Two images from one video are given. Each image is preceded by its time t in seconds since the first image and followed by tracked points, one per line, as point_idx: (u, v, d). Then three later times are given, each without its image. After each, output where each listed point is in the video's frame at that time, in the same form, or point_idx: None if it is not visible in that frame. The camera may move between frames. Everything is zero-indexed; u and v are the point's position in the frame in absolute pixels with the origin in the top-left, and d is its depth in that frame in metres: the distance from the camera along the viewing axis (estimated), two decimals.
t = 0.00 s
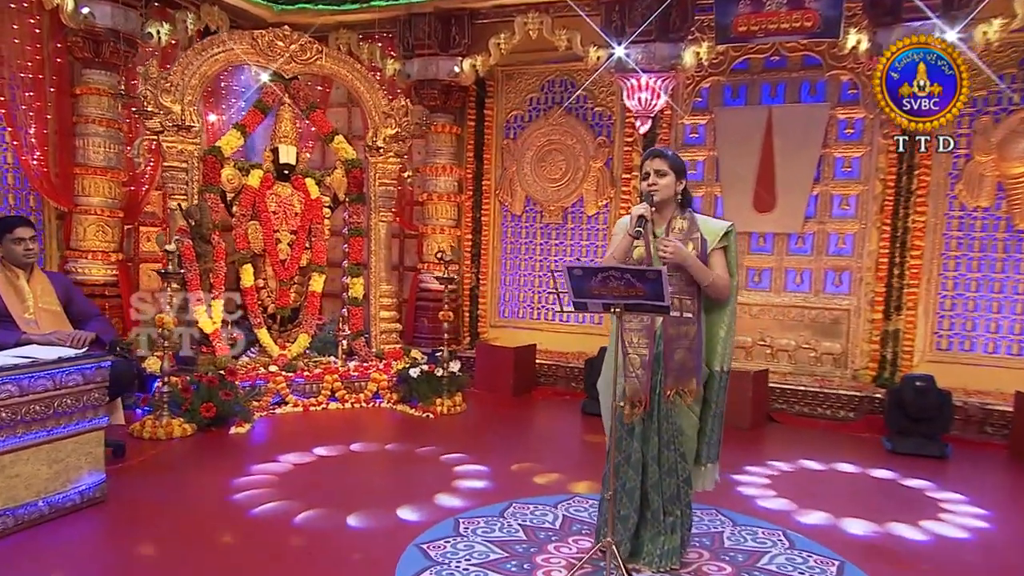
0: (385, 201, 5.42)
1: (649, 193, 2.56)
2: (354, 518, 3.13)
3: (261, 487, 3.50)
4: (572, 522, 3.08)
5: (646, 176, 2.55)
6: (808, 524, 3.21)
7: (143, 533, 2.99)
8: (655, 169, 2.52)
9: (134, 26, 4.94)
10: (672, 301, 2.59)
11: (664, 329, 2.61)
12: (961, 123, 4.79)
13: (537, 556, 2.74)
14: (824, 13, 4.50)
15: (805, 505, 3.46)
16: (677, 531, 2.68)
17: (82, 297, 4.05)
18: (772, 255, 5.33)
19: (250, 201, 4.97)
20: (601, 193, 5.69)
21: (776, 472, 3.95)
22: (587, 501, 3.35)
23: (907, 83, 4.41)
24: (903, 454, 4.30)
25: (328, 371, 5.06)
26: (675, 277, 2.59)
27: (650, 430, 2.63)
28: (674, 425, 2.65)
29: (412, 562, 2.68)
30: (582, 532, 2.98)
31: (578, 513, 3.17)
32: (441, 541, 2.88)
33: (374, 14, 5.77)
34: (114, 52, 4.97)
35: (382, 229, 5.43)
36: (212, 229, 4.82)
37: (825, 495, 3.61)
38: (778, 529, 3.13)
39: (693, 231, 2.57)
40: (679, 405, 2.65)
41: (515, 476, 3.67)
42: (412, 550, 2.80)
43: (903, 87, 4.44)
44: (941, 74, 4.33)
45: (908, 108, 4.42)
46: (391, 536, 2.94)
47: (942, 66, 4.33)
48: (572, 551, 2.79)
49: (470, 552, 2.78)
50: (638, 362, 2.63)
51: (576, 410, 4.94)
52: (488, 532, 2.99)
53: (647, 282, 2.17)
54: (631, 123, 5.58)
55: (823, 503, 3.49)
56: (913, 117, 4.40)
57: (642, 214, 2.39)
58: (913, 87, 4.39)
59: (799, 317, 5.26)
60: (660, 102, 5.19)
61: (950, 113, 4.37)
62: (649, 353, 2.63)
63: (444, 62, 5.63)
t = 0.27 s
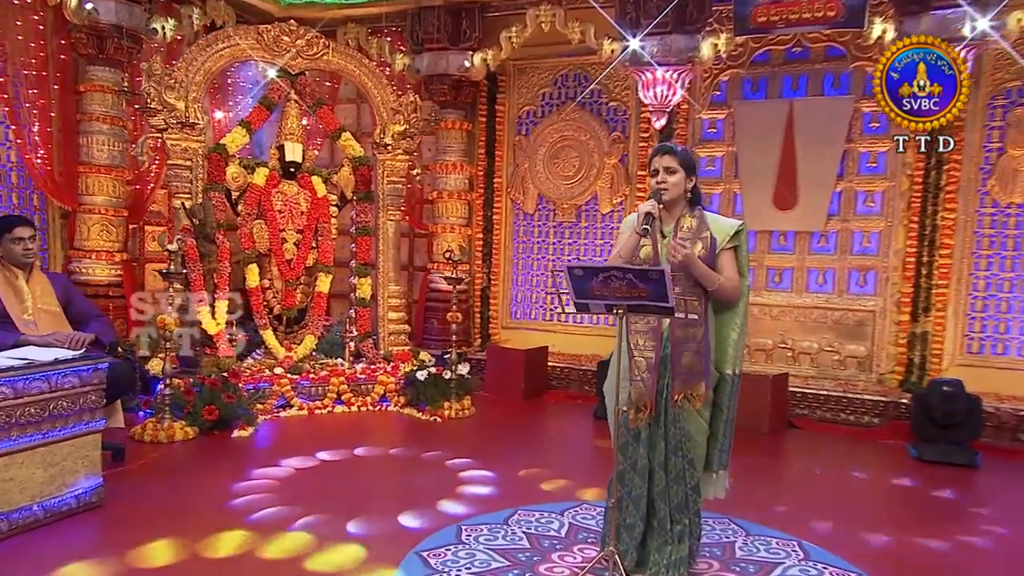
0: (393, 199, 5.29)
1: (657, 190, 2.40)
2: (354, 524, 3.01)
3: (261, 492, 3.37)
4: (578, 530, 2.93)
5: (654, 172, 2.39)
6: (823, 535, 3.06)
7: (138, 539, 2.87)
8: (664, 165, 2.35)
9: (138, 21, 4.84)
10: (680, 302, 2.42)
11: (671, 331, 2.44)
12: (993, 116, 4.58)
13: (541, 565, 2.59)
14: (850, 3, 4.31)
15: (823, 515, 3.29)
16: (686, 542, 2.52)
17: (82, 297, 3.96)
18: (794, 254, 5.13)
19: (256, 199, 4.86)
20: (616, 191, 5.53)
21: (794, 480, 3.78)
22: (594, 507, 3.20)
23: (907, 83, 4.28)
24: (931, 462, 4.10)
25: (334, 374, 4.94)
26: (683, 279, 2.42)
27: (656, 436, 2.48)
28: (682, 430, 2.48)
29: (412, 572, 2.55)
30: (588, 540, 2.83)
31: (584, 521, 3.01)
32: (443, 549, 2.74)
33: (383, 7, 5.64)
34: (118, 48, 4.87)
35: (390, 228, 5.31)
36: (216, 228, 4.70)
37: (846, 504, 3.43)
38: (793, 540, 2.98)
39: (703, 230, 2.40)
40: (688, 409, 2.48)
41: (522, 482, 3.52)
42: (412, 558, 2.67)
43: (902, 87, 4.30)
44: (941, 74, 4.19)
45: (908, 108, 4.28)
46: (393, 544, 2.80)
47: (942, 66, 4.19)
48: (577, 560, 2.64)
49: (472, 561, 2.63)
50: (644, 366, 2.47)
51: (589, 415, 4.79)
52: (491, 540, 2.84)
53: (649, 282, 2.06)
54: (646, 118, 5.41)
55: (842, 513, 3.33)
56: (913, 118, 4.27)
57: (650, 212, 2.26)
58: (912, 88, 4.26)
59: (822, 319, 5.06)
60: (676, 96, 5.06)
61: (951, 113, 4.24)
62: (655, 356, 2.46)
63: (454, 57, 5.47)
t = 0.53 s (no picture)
0: (400, 198, 5.17)
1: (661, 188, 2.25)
2: (350, 531, 2.88)
3: (258, 498, 3.25)
4: (580, 539, 2.78)
5: (658, 169, 2.25)
6: (836, 545, 2.91)
7: (129, 546, 2.76)
8: (669, 162, 2.20)
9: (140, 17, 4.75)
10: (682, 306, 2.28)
11: (676, 335, 2.28)
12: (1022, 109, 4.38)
13: None
14: None
15: (838, 525, 3.13)
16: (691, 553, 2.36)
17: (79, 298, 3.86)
18: (813, 254, 4.95)
19: (259, 198, 4.75)
20: (628, 189, 5.36)
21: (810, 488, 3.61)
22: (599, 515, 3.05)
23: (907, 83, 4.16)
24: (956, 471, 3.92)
25: (337, 377, 4.82)
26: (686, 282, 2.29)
27: (660, 442, 2.30)
28: (687, 437, 2.34)
29: None
30: (591, 550, 2.68)
31: (587, 529, 2.87)
32: (440, 557, 2.61)
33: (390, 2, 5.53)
34: (120, 44, 4.79)
35: (396, 227, 5.18)
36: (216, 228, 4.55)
37: (864, 514, 3.27)
38: (805, 550, 2.83)
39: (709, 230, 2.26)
40: (694, 415, 2.35)
41: (527, 489, 3.38)
42: (409, 567, 2.54)
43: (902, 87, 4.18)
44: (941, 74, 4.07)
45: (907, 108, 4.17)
46: (390, 552, 2.67)
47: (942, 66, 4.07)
48: (578, 571, 2.49)
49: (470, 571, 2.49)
50: (647, 371, 2.30)
51: (600, 420, 4.63)
52: (491, 548, 2.70)
53: (649, 284, 1.91)
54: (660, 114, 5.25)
55: (859, 522, 3.17)
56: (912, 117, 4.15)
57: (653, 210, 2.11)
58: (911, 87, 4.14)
59: (843, 321, 4.88)
60: (690, 91, 4.87)
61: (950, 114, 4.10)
62: (659, 361, 2.29)
63: (461, 52, 5.37)
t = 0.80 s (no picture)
0: (402, 199, 5.06)
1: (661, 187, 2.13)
2: (344, 539, 2.77)
3: (252, 505, 3.15)
4: (581, 548, 2.67)
5: (657, 167, 2.13)
6: (845, 555, 2.78)
7: (118, 554, 2.65)
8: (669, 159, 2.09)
9: (138, 14, 4.67)
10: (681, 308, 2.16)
11: (676, 339, 2.17)
12: None
13: None
14: None
15: (850, 535, 3.00)
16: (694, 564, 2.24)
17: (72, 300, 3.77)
18: (827, 256, 4.81)
19: (258, 199, 4.65)
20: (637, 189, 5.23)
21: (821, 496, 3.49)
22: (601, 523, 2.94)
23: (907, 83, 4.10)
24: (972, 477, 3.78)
25: (338, 381, 4.71)
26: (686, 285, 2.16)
27: (660, 449, 2.19)
28: (688, 443, 2.22)
29: None
30: (592, 559, 2.58)
31: (588, 538, 2.75)
32: (435, 566, 2.50)
33: None
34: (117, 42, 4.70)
35: (398, 229, 5.07)
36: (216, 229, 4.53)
37: (878, 523, 3.14)
38: (812, 560, 2.71)
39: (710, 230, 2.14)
40: (694, 420, 2.22)
41: (527, 496, 3.27)
42: None
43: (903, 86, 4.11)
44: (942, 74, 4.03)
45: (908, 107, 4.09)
46: (385, 561, 2.56)
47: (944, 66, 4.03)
48: None
49: None
50: (647, 376, 2.17)
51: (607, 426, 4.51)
52: (488, 557, 2.60)
53: (644, 286, 1.84)
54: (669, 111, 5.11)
55: (871, 532, 3.04)
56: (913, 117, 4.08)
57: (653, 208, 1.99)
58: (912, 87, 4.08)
59: (858, 324, 4.74)
60: (700, 87, 4.75)
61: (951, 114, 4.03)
62: (659, 365, 2.17)
63: (466, 48, 5.25)
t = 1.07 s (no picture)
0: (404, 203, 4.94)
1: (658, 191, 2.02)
2: (333, 555, 2.63)
3: (239, 518, 3.02)
4: (579, 564, 2.53)
5: (656, 169, 2.02)
6: None
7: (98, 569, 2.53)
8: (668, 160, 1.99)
9: (134, 14, 4.56)
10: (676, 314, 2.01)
11: (672, 347, 2.04)
12: None
13: None
14: None
15: (862, 553, 2.85)
16: None
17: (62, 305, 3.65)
18: (842, 261, 4.65)
19: (256, 203, 4.53)
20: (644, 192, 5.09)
21: (835, 509, 3.33)
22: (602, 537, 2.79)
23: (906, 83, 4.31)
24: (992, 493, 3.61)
25: (336, 390, 4.58)
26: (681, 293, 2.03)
27: (657, 461, 2.05)
28: (686, 455, 2.07)
29: None
30: None
31: (587, 552, 2.61)
32: None
33: None
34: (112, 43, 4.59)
35: (399, 233, 4.94)
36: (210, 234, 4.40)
37: (896, 539, 2.98)
38: None
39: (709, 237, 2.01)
40: (693, 432, 2.08)
41: (526, 510, 3.12)
42: None
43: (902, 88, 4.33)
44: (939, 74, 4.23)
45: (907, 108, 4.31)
46: None
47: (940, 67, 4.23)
48: None
49: None
50: (643, 384, 2.05)
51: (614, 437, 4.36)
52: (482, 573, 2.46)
53: (637, 292, 1.72)
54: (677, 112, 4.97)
55: (886, 550, 2.88)
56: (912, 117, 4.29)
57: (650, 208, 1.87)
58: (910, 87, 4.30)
59: (874, 331, 4.57)
60: (710, 87, 4.64)
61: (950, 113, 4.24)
62: (655, 373, 2.04)
63: (469, 48, 5.11)
